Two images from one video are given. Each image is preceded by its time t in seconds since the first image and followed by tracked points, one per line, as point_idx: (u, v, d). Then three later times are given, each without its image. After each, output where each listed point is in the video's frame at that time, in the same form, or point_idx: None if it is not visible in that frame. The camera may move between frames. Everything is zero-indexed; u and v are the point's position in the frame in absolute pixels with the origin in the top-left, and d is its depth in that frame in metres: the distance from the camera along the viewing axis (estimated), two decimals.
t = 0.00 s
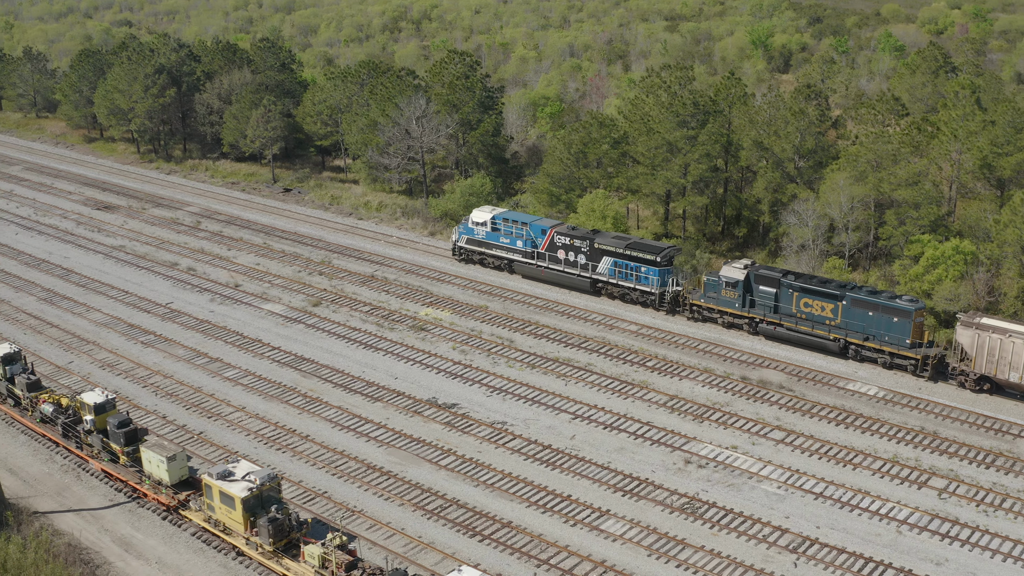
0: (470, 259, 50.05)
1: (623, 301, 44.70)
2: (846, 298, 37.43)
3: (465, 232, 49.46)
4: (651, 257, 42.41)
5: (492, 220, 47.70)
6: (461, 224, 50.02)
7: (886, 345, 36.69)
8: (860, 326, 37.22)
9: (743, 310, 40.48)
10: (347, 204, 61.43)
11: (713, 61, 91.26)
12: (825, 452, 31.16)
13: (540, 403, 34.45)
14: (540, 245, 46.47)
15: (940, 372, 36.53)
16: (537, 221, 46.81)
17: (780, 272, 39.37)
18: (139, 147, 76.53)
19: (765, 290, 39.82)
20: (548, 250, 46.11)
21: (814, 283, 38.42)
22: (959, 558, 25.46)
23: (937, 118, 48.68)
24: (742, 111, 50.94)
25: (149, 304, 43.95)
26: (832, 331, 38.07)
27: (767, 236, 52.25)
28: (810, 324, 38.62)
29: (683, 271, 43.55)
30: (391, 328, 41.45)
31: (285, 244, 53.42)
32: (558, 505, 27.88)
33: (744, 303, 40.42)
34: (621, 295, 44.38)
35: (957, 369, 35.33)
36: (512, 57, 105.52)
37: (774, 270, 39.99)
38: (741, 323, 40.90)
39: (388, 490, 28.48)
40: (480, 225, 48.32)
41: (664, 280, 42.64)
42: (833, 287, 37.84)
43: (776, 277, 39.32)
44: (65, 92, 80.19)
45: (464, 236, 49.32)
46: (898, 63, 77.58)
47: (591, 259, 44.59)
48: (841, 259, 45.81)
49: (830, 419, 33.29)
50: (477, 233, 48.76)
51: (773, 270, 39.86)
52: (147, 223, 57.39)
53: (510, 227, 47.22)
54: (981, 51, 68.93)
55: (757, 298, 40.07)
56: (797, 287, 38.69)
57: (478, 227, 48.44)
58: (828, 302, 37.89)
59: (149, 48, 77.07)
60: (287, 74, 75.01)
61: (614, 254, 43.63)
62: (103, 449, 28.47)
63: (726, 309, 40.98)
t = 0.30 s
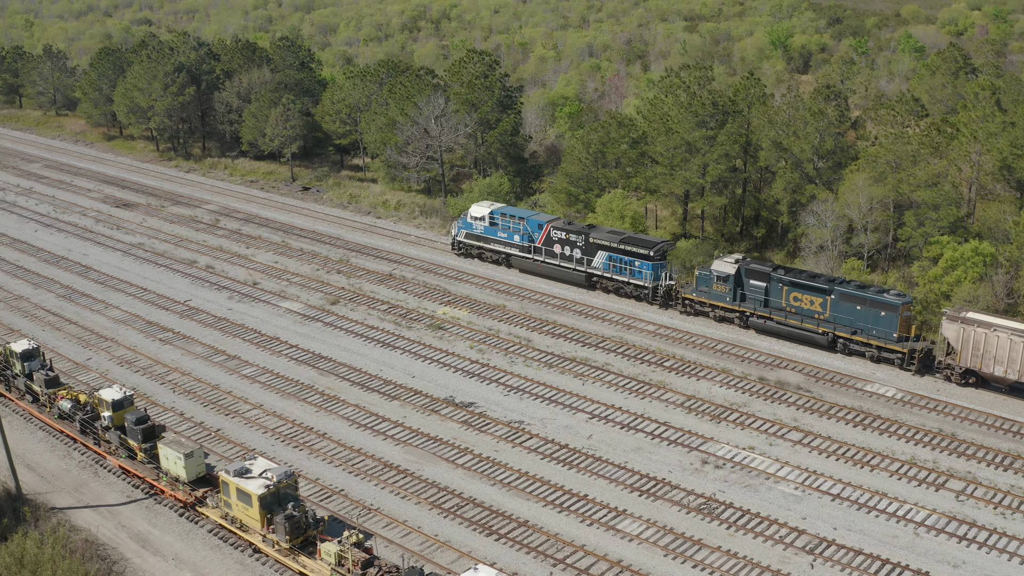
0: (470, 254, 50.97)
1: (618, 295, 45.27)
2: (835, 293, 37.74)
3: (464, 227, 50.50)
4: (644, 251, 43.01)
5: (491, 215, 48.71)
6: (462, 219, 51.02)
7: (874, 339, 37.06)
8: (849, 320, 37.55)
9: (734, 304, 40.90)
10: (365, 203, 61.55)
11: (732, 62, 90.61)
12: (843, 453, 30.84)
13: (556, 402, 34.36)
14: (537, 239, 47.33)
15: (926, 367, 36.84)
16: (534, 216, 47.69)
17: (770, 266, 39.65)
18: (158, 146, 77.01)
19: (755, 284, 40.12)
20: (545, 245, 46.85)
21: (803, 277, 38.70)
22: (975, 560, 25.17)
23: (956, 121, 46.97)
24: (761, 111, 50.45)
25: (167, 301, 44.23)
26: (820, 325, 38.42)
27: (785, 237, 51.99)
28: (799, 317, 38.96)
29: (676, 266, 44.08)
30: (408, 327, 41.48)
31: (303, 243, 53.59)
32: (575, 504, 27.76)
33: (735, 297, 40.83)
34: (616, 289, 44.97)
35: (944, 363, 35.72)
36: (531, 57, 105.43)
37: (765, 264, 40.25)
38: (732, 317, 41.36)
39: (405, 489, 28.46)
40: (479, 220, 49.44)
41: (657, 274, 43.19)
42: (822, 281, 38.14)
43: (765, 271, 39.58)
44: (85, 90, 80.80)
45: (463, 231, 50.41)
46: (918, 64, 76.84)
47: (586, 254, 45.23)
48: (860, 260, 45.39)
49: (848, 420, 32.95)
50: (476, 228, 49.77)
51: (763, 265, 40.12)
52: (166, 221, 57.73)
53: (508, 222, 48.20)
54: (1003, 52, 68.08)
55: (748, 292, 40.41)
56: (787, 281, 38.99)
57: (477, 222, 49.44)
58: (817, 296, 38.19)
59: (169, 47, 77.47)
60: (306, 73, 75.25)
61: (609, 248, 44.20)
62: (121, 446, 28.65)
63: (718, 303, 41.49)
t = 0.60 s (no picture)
0: (471, 248, 51.51)
1: (615, 290, 45.72)
2: (828, 288, 38.10)
3: (465, 222, 50.97)
4: (641, 247, 43.35)
5: (490, 211, 49.24)
6: (462, 214, 51.55)
7: (865, 334, 37.44)
8: (841, 315, 37.94)
9: (728, 299, 41.28)
10: (383, 201, 61.64)
11: (751, 62, 89.92)
12: (860, 455, 30.54)
13: (573, 402, 34.25)
14: (536, 235, 47.79)
15: (917, 361, 37.28)
16: (533, 211, 48.16)
17: (764, 262, 40.03)
18: (176, 144, 77.46)
19: (748, 280, 40.53)
20: (544, 240, 47.30)
21: (796, 273, 39.08)
22: (992, 563, 24.87)
23: (974, 121, 46.51)
24: (779, 112, 49.96)
25: (185, 299, 44.48)
26: (812, 320, 38.80)
27: (803, 238, 51.39)
28: (792, 312, 39.33)
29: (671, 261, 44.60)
30: (424, 326, 41.47)
31: (320, 241, 53.73)
32: (590, 504, 27.64)
33: (729, 292, 41.22)
34: (613, 283, 45.42)
35: (934, 357, 35.98)
36: (549, 56, 105.27)
37: (758, 259, 40.63)
38: (726, 312, 41.71)
39: (421, 487, 28.44)
40: (480, 215, 49.94)
41: (654, 269, 43.60)
42: (815, 276, 38.47)
43: (759, 267, 39.98)
44: (104, 88, 81.40)
45: (464, 227, 50.92)
46: (938, 65, 76.15)
47: (583, 249, 45.58)
48: (878, 261, 44.91)
49: (865, 422, 32.63)
50: (476, 223, 50.29)
51: (757, 260, 40.49)
52: (184, 220, 58.03)
53: (508, 217, 48.68)
54: None
55: (742, 287, 40.80)
56: (780, 277, 39.35)
57: (477, 217, 49.98)
58: (809, 291, 38.55)
59: (187, 45, 77.82)
60: (324, 71, 75.43)
61: (606, 244, 44.56)
62: (138, 443, 28.81)
63: (712, 298, 41.86)
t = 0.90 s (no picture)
0: (468, 244, 52.30)
1: (609, 284, 46.33)
2: (816, 282, 38.44)
3: (464, 218, 51.71)
4: (634, 242, 44.06)
5: (488, 206, 49.99)
6: (460, 210, 52.28)
7: (853, 328, 37.73)
8: (829, 309, 38.26)
9: (720, 294, 41.73)
10: (397, 200, 61.74)
11: (765, 62, 89.45)
12: (873, 456, 30.29)
13: (586, 401, 34.14)
14: (532, 230, 48.54)
15: (904, 355, 37.63)
16: (530, 207, 48.83)
17: (754, 257, 40.47)
18: (191, 142, 77.90)
19: (739, 275, 41.00)
20: (540, 235, 48.00)
21: (786, 268, 39.49)
22: (1005, 565, 24.63)
23: (990, 121, 45.70)
24: (794, 112, 49.71)
25: (198, 297, 44.67)
26: (802, 314, 39.15)
27: (818, 239, 51.19)
28: (782, 307, 39.73)
29: (664, 256, 45.17)
30: (438, 325, 41.49)
31: (334, 240, 53.83)
32: (603, 504, 27.53)
33: (720, 287, 41.67)
34: (607, 278, 46.02)
35: (920, 352, 36.28)
36: (563, 56, 105.14)
37: (749, 255, 41.12)
38: (717, 306, 42.18)
39: (433, 486, 28.42)
40: (477, 210, 50.65)
41: (646, 264, 44.25)
42: (804, 271, 38.87)
43: (749, 262, 40.46)
44: (119, 87, 81.86)
45: (462, 222, 51.72)
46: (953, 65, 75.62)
47: (578, 244, 46.28)
48: (893, 262, 44.67)
49: (879, 423, 32.37)
50: (474, 219, 51.07)
51: (748, 255, 40.98)
52: (198, 218, 58.28)
53: (504, 213, 49.46)
54: None
55: (733, 282, 41.24)
56: (770, 272, 39.79)
57: (475, 213, 50.76)
58: (799, 285, 38.92)
59: (202, 44, 78.10)
60: (339, 70, 75.56)
61: (600, 239, 45.24)
62: (151, 440, 28.94)
63: (704, 292, 42.32)
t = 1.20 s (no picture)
0: (465, 239, 53.02)
1: (602, 279, 46.95)
2: (804, 277, 38.97)
3: (459, 214, 52.70)
4: (626, 237, 44.63)
5: (484, 202, 50.83)
6: (457, 207, 53.10)
7: (840, 322, 38.28)
8: (817, 304, 38.79)
9: (709, 288, 42.29)
10: (410, 200, 61.77)
11: (779, 62, 89.04)
12: (886, 457, 30.06)
13: (598, 401, 34.04)
14: (527, 225, 49.32)
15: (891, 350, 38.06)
16: (525, 203, 49.62)
17: (744, 252, 40.95)
18: (204, 141, 78.26)
19: (729, 269, 41.53)
20: (534, 230, 48.75)
21: (774, 262, 39.97)
22: (1018, 567, 24.41)
23: (1004, 121, 45.32)
24: (807, 112, 49.41)
25: (211, 295, 44.83)
26: (790, 309, 39.69)
27: (830, 240, 50.94)
28: (770, 301, 40.26)
29: (657, 251, 45.47)
30: (450, 323, 41.51)
31: (347, 239, 53.92)
32: (614, 504, 27.45)
33: (710, 282, 42.21)
34: (600, 273, 46.65)
35: (906, 346, 36.88)
36: (576, 56, 104.95)
37: (739, 249, 41.61)
38: (707, 301, 42.80)
39: (445, 485, 28.39)
40: (473, 206, 51.62)
41: (639, 259, 44.76)
42: (792, 266, 39.37)
43: (739, 257, 40.95)
44: (132, 85, 82.28)
45: (458, 218, 52.55)
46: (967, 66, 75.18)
47: (572, 239, 46.91)
48: (905, 263, 44.26)
49: (892, 424, 32.13)
50: (470, 215, 51.91)
51: (737, 250, 41.46)
52: (211, 217, 58.49)
53: (500, 209, 50.28)
54: None
55: (723, 277, 41.80)
56: (759, 266, 40.29)
57: (472, 208, 51.61)
58: (787, 280, 39.44)
59: (216, 43, 78.26)
60: (352, 70, 75.67)
61: (593, 234, 45.79)
62: (163, 438, 29.02)
63: (694, 287, 42.90)
